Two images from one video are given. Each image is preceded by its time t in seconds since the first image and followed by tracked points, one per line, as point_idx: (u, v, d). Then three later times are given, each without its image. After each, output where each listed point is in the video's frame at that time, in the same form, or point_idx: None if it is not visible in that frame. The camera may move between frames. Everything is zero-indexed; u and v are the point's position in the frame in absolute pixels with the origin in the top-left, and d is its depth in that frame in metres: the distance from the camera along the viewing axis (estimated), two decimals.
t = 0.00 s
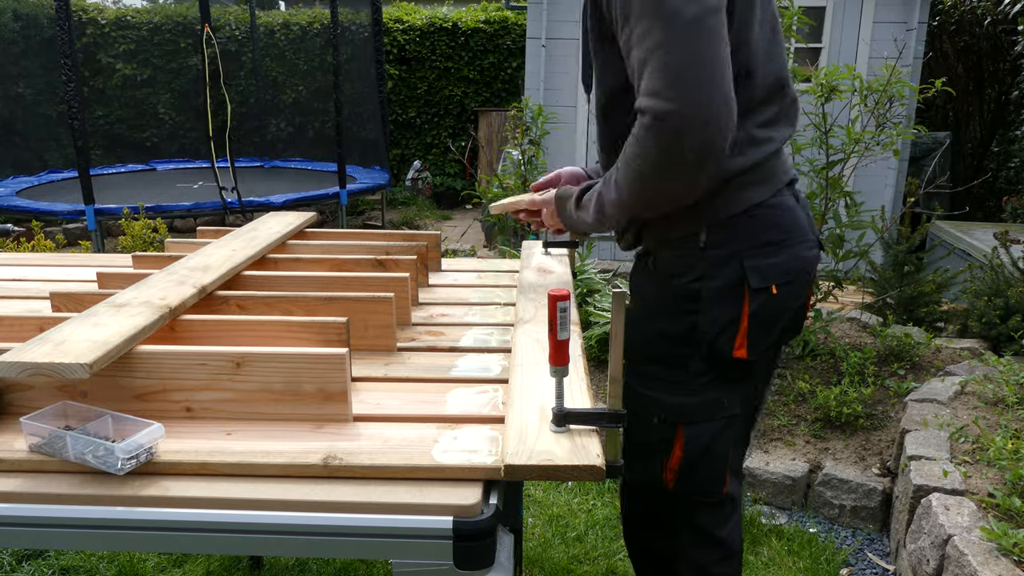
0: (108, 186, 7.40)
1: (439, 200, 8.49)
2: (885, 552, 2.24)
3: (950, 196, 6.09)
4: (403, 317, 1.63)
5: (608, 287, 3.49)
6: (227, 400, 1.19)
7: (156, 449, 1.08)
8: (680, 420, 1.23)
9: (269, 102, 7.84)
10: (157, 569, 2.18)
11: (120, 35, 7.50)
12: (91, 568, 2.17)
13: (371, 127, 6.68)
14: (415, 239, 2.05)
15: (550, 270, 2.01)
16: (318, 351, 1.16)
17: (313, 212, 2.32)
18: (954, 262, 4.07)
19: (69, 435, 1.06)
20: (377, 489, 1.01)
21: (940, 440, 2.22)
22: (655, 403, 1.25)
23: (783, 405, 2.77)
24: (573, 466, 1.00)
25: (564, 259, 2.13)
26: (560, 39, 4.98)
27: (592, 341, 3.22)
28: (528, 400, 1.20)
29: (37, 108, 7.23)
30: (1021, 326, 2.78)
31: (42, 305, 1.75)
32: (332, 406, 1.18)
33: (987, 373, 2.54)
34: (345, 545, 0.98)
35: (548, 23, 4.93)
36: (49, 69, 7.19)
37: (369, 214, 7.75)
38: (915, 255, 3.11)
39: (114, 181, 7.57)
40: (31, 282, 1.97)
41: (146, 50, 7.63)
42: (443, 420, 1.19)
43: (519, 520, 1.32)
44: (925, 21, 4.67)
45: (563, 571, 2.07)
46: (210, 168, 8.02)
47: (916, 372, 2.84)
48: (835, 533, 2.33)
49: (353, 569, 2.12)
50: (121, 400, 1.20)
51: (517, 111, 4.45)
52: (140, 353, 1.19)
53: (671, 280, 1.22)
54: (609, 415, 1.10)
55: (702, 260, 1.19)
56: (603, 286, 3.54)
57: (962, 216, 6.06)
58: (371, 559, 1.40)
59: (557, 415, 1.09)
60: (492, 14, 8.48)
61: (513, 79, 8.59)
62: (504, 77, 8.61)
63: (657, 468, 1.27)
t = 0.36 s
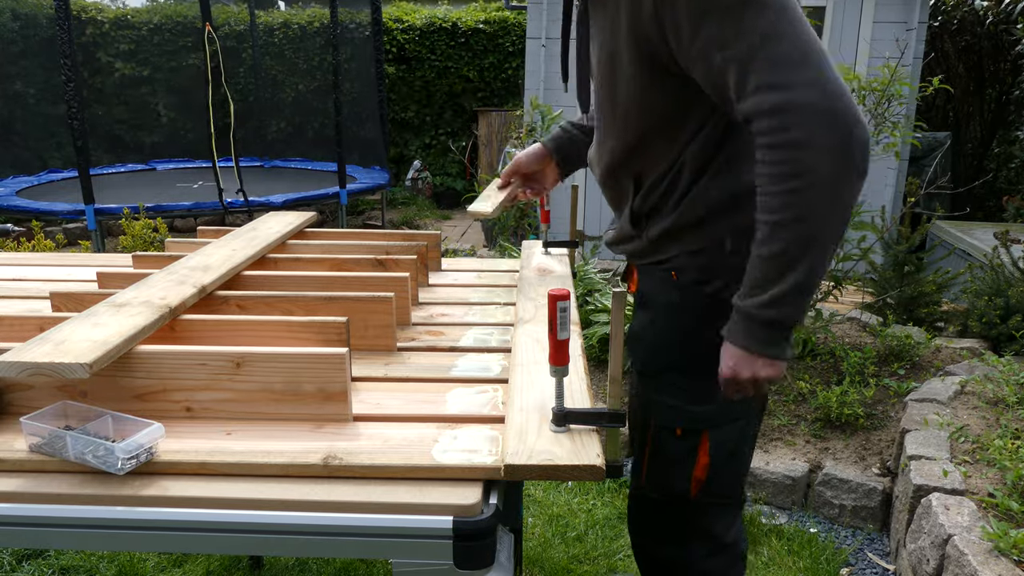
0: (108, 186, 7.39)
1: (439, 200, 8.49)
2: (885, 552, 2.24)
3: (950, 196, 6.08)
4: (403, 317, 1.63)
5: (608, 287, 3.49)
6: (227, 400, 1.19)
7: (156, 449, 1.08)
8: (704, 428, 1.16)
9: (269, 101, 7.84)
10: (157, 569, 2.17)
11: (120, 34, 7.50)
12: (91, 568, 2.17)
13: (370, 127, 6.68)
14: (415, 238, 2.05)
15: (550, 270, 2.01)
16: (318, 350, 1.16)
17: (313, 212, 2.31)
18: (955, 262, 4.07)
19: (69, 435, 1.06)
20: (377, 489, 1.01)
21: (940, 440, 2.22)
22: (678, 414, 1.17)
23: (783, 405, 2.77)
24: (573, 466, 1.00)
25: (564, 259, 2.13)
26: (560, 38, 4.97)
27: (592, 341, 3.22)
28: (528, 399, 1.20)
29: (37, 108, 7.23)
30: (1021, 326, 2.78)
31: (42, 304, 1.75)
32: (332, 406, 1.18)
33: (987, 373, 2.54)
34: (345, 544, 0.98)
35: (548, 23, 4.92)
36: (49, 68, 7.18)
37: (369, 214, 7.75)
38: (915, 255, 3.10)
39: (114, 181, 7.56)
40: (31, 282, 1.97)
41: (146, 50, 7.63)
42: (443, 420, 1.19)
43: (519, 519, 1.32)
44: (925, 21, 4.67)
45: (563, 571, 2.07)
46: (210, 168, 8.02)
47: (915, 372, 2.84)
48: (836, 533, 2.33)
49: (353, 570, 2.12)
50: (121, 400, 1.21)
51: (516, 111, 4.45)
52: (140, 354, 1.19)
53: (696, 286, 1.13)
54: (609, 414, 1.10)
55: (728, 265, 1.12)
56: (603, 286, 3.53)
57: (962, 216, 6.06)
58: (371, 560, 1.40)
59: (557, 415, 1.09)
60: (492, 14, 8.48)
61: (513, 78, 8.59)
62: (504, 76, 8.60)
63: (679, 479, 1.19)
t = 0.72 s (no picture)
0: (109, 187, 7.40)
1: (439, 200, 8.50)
2: (885, 552, 2.24)
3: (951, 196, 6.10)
4: (403, 317, 1.63)
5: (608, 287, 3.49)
6: (227, 400, 1.19)
7: (156, 449, 1.08)
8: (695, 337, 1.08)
9: (269, 102, 7.85)
10: (157, 569, 2.17)
11: (120, 34, 7.51)
12: (91, 568, 2.17)
13: (370, 127, 6.68)
14: (415, 239, 2.05)
15: (550, 270, 2.01)
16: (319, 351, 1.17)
17: (313, 212, 2.32)
18: (955, 262, 4.08)
19: (69, 435, 1.06)
20: (377, 489, 1.01)
21: (940, 440, 2.23)
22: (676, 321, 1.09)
23: (783, 405, 2.77)
24: (573, 466, 1.00)
25: (564, 260, 2.13)
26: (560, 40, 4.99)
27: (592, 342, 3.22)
28: (528, 400, 1.20)
29: (37, 108, 7.23)
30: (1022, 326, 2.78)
31: (42, 305, 1.75)
32: (332, 406, 1.18)
33: (988, 373, 2.54)
34: (345, 545, 0.98)
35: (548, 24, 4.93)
36: (49, 68, 7.19)
37: (369, 214, 7.76)
38: (915, 256, 3.11)
39: (114, 181, 7.57)
40: (31, 283, 1.98)
41: (146, 50, 7.62)
42: (443, 421, 1.19)
43: (520, 520, 1.31)
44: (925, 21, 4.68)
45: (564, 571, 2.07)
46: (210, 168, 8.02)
47: (915, 373, 2.84)
48: (836, 533, 2.33)
49: (353, 569, 2.12)
50: (122, 400, 1.21)
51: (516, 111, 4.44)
52: (140, 354, 1.19)
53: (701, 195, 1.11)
54: (609, 415, 1.10)
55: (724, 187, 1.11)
56: (603, 286, 3.54)
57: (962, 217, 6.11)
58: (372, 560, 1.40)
59: (557, 415, 1.09)
60: (492, 14, 8.49)
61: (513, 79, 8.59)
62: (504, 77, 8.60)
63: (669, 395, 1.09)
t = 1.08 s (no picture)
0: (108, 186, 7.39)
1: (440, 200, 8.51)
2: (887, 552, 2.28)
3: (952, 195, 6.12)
4: (403, 317, 1.63)
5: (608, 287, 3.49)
6: (227, 400, 1.19)
7: (156, 449, 1.08)
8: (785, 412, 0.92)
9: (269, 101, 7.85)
10: (158, 568, 2.18)
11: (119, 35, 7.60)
12: (91, 568, 2.17)
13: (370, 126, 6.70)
14: (414, 238, 2.05)
15: (550, 269, 2.00)
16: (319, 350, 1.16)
17: (312, 212, 2.31)
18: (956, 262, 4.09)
19: (69, 435, 1.07)
20: (377, 489, 1.01)
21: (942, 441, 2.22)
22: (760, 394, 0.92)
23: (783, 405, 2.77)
24: (574, 466, 1.00)
25: (564, 259, 2.13)
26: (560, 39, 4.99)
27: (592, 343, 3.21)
28: (529, 400, 1.20)
29: (37, 108, 7.22)
30: None
31: (42, 305, 1.75)
32: (332, 405, 1.18)
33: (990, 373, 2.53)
34: (346, 545, 0.98)
35: (549, 23, 4.95)
36: (49, 68, 7.18)
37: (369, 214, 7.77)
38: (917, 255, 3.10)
39: (114, 181, 7.56)
40: (31, 283, 1.97)
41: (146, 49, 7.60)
42: (443, 420, 1.19)
43: (521, 520, 1.32)
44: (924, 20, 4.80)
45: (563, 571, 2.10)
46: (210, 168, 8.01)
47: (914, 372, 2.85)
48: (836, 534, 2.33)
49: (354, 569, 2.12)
50: (121, 400, 1.21)
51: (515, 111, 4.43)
52: (141, 354, 1.19)
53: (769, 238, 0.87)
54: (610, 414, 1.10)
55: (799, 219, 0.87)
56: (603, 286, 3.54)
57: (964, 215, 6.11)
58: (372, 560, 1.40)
59: (557, 414, 1.10)
60: (492, 14, 8.48)
61: (513, 78, 8.59)
62: (504, 76, 8.60)
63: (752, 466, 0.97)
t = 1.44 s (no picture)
0: (108, 186, 7.39)
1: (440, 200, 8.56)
2: (886, 551, 2.25)
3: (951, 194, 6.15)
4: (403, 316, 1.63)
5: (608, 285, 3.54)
6: (227, 400, 1.19)
7: (156, 449, 1.08)
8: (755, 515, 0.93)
9: (269, 101, 7.89)
10: (157, 569, 2.18)
11: (119, 34, 7.53)
12: (91, 568, 2.18)
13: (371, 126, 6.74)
14: (415, 238, 2.05)
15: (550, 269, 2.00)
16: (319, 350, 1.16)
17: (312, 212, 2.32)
18: (955, 260, 4.13)
19: (69, 434, 1.07)
20: (376, 489, 1.01)
21: (940, 439, 2.22)
22: (724, 503, 0.91)
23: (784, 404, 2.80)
24: (573, 466, 1.00)
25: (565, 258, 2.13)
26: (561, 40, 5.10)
27: (591, 341, 3.23)
28: (529, 399, 1.20)
29: (37, 109, 7.23)
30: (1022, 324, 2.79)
31: (42, 305, 1.75)
32: (332, 405, 1.17)
33: (988, 372, 2.53)
34: (346, 544, 0.98)
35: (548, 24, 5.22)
36: (49, 68, 7.20)
37: (369, 214, 7.80)
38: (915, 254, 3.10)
39: (114, 180, 7.56)
40: (31, 282, 1.98)
41: (146, 50, 7.66)
42: (442, 420, 1.19)
43: (521, 520, 1.31)
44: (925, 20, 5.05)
45: (564, 570, 2.07)
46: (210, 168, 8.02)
47: (914, 372, 2.86)
48: (836, 531, 2.35)
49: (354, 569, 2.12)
50: (120, 400, 1.20)
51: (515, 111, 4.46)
52: (140, 353, 1.19)
53: (742, 335, 0.81)
54: (610, 414, 1.10)
55: (784, 311, 0.80)
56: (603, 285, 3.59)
57: (964, 215, 6.15)
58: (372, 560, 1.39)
59: (557, 415, 1.09)
60: (492, 14, 8.54)
61: (513, 78, 8.63)
62: (503, 77, 8.65)
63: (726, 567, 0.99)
